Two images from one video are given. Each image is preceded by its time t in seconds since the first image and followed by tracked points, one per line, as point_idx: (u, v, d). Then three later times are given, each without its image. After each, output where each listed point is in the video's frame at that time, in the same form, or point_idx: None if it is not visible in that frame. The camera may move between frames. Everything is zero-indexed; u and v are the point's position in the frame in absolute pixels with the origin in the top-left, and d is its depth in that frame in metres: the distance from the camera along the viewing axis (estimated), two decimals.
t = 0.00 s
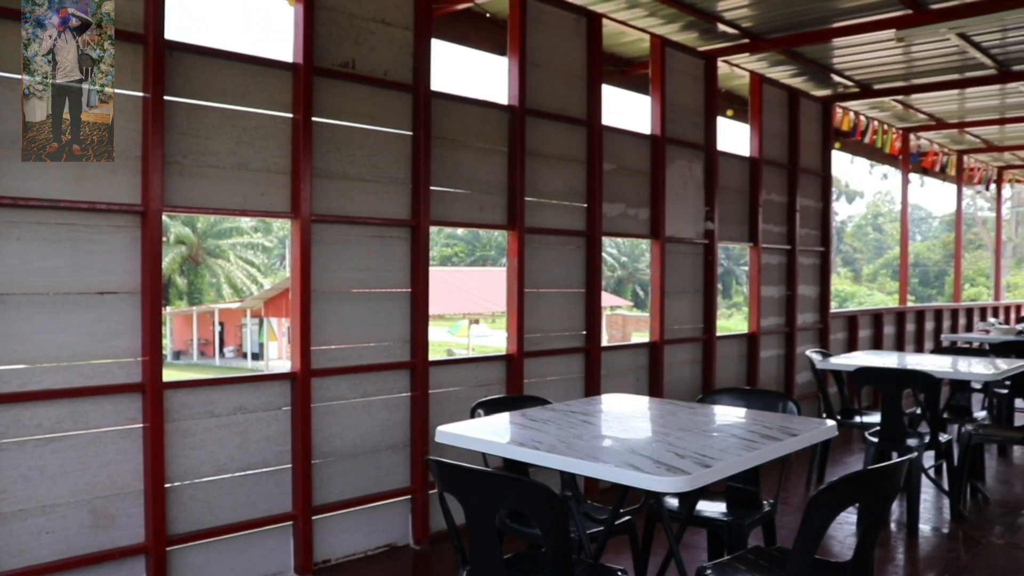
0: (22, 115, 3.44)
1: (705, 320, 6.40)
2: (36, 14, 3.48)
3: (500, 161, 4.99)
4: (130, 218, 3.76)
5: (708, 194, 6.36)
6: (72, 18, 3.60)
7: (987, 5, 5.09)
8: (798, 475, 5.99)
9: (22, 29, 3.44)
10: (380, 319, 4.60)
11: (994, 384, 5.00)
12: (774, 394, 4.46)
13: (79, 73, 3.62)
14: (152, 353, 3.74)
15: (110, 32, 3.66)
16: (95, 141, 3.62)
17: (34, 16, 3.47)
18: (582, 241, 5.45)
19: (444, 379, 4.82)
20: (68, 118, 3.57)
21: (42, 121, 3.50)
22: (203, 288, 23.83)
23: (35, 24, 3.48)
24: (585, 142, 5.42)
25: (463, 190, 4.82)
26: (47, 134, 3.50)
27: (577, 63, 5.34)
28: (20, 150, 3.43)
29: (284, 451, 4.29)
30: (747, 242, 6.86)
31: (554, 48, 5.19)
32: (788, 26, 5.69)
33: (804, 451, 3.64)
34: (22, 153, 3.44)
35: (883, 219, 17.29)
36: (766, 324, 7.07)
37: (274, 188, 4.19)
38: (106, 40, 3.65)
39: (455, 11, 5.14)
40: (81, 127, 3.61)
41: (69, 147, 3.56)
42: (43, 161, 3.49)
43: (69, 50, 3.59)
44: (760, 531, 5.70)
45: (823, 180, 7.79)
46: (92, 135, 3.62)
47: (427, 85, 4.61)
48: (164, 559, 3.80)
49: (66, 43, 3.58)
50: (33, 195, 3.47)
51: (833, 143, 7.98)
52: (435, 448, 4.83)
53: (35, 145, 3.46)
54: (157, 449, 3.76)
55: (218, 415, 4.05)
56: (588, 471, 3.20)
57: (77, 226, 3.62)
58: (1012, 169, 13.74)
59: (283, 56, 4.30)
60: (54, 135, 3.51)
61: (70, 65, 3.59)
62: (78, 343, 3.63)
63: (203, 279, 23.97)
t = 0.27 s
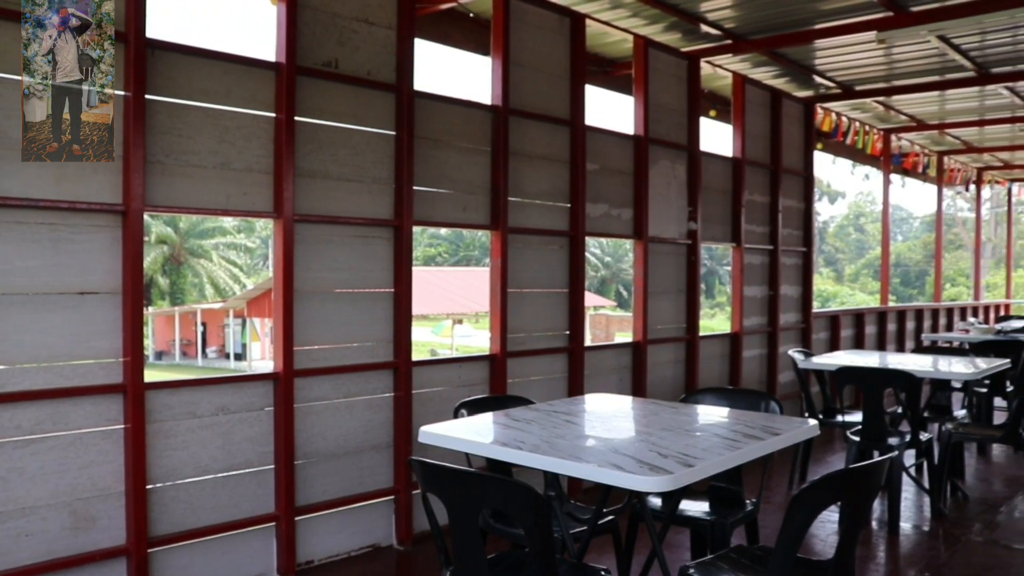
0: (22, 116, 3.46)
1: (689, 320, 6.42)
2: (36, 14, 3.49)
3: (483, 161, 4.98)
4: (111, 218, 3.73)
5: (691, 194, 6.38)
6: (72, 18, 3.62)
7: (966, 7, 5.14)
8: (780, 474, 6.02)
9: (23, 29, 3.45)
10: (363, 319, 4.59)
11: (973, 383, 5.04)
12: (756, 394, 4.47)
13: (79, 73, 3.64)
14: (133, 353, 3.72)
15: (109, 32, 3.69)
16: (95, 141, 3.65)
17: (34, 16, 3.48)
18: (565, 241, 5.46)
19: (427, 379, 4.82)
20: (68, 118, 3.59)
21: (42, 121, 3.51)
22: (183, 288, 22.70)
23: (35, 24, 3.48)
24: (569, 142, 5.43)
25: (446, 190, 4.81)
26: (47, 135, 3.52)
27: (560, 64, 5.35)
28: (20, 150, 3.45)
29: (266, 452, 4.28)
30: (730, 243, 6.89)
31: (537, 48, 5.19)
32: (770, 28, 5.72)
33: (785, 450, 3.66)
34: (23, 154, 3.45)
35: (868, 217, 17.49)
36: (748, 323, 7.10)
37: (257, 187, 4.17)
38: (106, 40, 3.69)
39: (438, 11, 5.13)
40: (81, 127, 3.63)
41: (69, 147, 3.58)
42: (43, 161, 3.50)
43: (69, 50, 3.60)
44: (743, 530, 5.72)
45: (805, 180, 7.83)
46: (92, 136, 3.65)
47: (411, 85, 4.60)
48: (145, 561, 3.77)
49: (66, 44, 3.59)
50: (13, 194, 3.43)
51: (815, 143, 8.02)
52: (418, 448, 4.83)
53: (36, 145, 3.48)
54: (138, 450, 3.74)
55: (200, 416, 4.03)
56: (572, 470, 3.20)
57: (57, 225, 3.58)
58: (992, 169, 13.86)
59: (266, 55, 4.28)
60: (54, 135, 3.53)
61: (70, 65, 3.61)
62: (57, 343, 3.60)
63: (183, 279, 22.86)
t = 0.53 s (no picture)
0: (22, 115, 3.47)
1: (671, 320, 6.44)
2: (36, 14, 3.50)
3: (466, 161, 4.98)
4: (91, 217, 3.70)
5: (674, 194, 6.40)
6: (72, 18, 3.62)
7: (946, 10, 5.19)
8: (762, 473, 6.05)
9: (23, 29, 3.46)
10: (346, 319, 4.58)
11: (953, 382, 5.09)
12: (739, 394, 4.48)
13: (80, 73, 3.64)
14: (114, 354, 3.69)
15: (109, 32, 3.67)
16: (95, 141, 3.63)
17: (34, 16, 3.49)
18: (548, 241, 5.47)
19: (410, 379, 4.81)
20: (68, 118, 3.58)
21: (42, 121, 3.52)
22: (167, 288, 21.93)
23: (35, 24, 3.49)
24: (552, 142, 5.43)
25: (429, 190, 4.81)
26: (46, 134, 3.52)
27: (543, 64, 5.35)
28: (20, 150, 3.46)
29: (248, 453, 4.26)
30: (713, 243, 6.91)
31: (521, 48, 5.19)
32: (753, 29, 5.74)
33: (767, 450, 3.67)
34: (23, 153, 3.46)
35: (851, 218, 17.69)
36: (731, 323, 7.12)
37: (239, 187, 4.15)
38: (106, 40, 3.66)
39: (422, 10, 5.12)
40: (81, 127, 3.61)
41: (69, 147, 3.58)
42: (43, 161, 3.51)
43: (69, 50, 3.61)
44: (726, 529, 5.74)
45: (787, 181, 7.88)
46: (91, 135, 3.63)
47: (393, 85, 4.60)
48: (126, 563, 3.75)
49: (66, 43, 3.59)
50: None
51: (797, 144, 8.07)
52: (401, 448, 4.82)
53: (35, 145, 3.48)
54: (120, 451, 3.71)
55: (182, 416, 4.00)
56: (554, 470, 3.21)
57: (36, 225, 3.55)
58: (972, 171, 13.98)
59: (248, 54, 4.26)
60: (54, 135, 3.53)
61: (70, 65, 3.61)
62: (37, 344, 3.56)
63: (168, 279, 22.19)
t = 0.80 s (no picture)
0: (22, 116, 3.48)
1: (654, 320, 6.46)
2: (36, 14, 3.50)
3: (449, 161, 4.98)
4: (71, 217, 3.67)
5: (657, 194, 6.42)
6: (72, 18, 3.65)
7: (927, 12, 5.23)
8: (745, 472, 6.07)
9: (23, 29, 3.46)
10: (328, 319, 4.57)
11: (933, 381, 5.12)
12: (721, 393, 4.47)
13: (79, 73, 3.65)
14: (95, 354, 3.67)
15: (109, 32, 3.71)
16: (95, 141, 3.65)
17: (34, 16, 3.49)
18: (531, 241, 5.47)
19: (394, 379, 4.80)
20: (68, 118, 3.60)
21: (42, 121, 3.53)
22: (149, 288, 21.75)
23: (35, 24, 3.49)
24: (535, 143, 5.44)
25: (412, 190, 4.80)
26: (47, 134, 3.53)
27: (527, 64, 5.36)
28: (20, 151, 3.48)
29: (231, 453, 4.23)
30: (696, 243, 6.94)
31: (504, 48, 5.19)
32: (735, 30, 5.77)
33: (749, 449, 3.68)
34: (23, 153, 3.48)
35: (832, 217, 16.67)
36: (714, 323, 7.15)
37: (221, 186, 4.12)
38: (106, 40, 3.70)
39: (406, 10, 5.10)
40: (80, 127, 3.63)
41: (68, 148, 3.60)
42: (43, 161, 3.53)
43: (69, 50, 3.62)
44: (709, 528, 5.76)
45: (770, 181, 7.91)
46: (92, 136, 3.65)
47: (376, 84, 4.59)
48: (107, 565, 3.72)
49: (66, 43, 3.61)
50: None
51: (779, 145, 8.11)
52: (384, 449, 4.81)
53: (35, 145, 3.50)
54: (100, 452, 3.69)
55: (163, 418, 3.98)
56: (537, 470, 3.21)
57: (15, 224, 3.51)
58: (952, 171, 14.11)
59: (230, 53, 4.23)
60: (54, 135, 3.54)
61: (70, 65, 3.63)
62: (16, 345, 3.53)
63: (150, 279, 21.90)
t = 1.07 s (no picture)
0: (22, 115, 3.51)
1: (638, 320, 6.47)
2: (36, 14, 3.54)
3: (432, 160, 4.97)
4: (51, 217, 3.63)
5: (640, 195, 6.44)
6: (72, 18, 3.73)
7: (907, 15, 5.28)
8: (728, 472, 6.09)
9: (23, 29, 3.49)
10: (312, 319, 4.55)
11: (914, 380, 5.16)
12: (704, 393, 4.47)
13: (79, 72, 3.69)
14: (76, 355, 3.64)
15: (108, 32, 3.79)
16: (95, 141, 3.69)
17: (34, 16, 3.53)
18: (514, 241, 5.47)
19: (377, 379, 4.79)
20: (68, 118, 3.64)
21: (42, 121, 3.57)
22: (130, 288, 21.74)
23: (35, 24, 3.54)
24: (518, 143, 5.44)
25: (395, 190, 4.79)
26: (46, 134, 3.57)
27: (510, 64, 5.36)
28: (20, 150, 3.51)
29: (213, 454, 4.21)
30: (679, 243, 6.96)
31: (488, 48, 5.19)
32: (718, 31, 5.79)
33: (732, 448, 3.70)
34: (23, 152, 3.51)
35: (814, 215, 16.92)
36: (697, 323, 7.17)
37: (203, 186, 4.10)
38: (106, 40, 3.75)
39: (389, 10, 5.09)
40: (81, 127, 3.67)
41: (69, 147, 3.62)
42: (42, 161, 3.57)
43: (69, 50, 3.68)
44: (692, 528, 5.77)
45: (753, 182, 7.95)
46: (92, 136, 3.69)
47: (360, 84, 4.58)
48: (88, 567, 3.69)
49: (66, 44, 3.67)
50: None
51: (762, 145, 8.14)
52: (368, 449, 4.80)
53: (35, 145, 3.53)
54: (81, 453, 3.66)
55: (145, 418, 3.95)
56: (520, 471, 3.21)
57: None
58: (933, 172, 14.20)
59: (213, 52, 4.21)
60: (54, 135, 3.58)
61: (70, 65, 3.68)
62: None
63: (132, 280, 22.07)
